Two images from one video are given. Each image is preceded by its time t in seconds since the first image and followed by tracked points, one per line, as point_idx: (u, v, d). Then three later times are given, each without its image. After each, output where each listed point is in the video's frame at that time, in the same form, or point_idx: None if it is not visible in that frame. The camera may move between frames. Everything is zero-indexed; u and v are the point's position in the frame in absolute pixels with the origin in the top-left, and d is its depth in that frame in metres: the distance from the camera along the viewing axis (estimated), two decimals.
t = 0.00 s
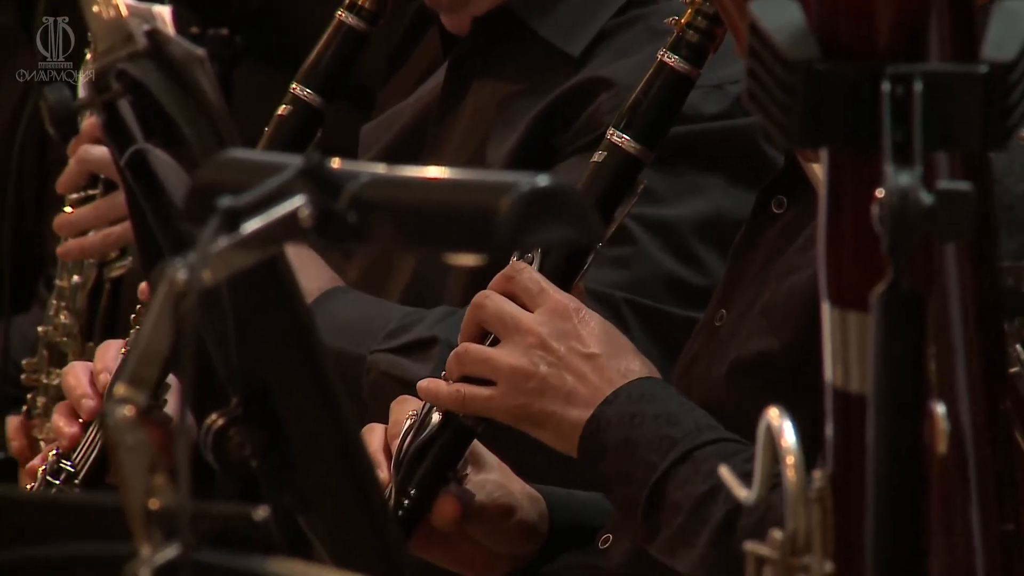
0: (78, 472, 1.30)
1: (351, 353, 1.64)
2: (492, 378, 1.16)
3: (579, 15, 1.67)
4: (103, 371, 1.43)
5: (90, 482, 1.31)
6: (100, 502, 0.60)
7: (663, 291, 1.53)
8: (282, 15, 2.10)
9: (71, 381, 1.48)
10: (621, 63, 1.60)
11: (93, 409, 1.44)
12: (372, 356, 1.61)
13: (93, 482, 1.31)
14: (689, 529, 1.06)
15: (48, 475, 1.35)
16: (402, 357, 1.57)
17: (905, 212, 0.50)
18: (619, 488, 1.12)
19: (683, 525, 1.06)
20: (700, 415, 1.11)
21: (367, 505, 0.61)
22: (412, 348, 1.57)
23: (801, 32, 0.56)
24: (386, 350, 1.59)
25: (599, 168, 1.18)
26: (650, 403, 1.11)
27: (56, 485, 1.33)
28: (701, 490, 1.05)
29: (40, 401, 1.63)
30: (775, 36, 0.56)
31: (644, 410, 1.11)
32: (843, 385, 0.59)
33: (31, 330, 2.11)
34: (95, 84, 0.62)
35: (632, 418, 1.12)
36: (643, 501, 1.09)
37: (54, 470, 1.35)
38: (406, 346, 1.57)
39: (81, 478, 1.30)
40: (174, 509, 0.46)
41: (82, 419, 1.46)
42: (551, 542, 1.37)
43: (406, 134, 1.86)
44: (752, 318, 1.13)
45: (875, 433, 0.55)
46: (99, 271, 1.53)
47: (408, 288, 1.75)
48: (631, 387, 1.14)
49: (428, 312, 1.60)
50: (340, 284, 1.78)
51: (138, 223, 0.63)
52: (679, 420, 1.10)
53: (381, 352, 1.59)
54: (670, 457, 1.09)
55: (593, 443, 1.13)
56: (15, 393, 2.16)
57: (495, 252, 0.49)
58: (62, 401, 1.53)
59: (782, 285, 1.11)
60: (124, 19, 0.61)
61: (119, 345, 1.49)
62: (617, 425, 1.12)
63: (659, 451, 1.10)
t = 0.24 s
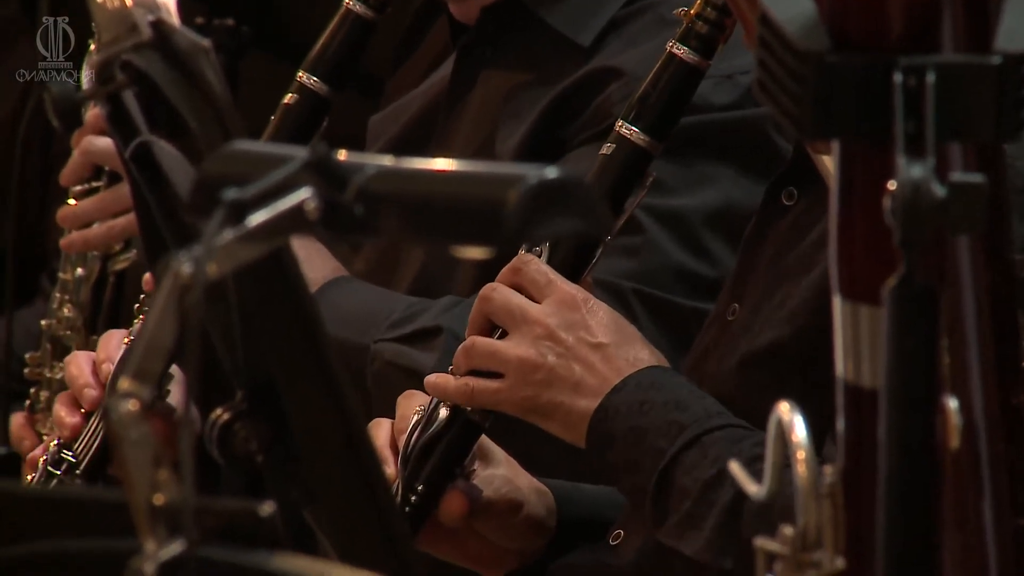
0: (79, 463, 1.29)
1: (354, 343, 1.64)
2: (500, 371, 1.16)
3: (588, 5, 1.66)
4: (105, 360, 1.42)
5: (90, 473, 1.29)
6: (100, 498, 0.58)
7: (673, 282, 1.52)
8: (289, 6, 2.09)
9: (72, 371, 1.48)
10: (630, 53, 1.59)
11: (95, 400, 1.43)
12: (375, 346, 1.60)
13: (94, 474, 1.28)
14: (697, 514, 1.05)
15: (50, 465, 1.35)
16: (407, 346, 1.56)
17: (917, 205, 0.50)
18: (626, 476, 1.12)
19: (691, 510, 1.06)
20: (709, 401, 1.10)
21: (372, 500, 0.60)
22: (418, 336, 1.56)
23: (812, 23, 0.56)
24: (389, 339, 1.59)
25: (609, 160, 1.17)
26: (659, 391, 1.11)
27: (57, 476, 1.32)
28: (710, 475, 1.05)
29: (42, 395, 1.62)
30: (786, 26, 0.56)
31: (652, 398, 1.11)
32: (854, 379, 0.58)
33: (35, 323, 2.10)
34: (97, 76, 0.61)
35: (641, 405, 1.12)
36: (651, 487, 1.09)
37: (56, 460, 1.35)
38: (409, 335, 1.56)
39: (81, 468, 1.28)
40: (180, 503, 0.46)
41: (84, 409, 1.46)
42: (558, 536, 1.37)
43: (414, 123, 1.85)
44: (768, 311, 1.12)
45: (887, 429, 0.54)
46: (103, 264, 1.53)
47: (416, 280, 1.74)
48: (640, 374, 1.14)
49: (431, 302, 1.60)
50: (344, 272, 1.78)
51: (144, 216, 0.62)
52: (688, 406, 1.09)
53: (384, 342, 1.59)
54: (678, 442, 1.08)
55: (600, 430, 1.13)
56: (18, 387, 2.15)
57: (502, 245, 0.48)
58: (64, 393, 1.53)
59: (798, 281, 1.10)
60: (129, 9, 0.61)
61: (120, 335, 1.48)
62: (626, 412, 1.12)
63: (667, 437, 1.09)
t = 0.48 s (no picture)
0: (74, 448, 1.28)
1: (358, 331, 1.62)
2: (507, 361, 1.15)
3: None
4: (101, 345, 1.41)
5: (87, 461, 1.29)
6: (99, 492, 0.57)
7: (677, 272, 1.52)
8: None
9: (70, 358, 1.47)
10: (635, 43, 1.59)
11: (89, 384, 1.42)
12: (375, 334, 1.60)
13: (89, 459, 1.29)
14: (701, 494, 1.05)
15: (44, 450, 1.33)
16: (408, 334, 1.56)
17: (925, 195, 0.49)
18: (635, 461, 1.11)
19: (695, 492, 1.05)
20: (714, 386, 1.09)
21: (377, 486, 0.60)
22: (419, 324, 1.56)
23: (819, 13, 0.55)
24: (390, 327, 1.58)
25: (617, 150, 1.16)
26: (665, 375, 1.10)
27: (52, 461, 1.30)
28: (715, 453, 1.04)
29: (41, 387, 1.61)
30: (793, 17, 0.56)
31: (658, 381, 1.10)
32: (862, 372, 0.58)
33: (35, 315, 2.10)
34: (100, 65, 0.60)
35: (646, 390, 1.11)
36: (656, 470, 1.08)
37: (50, 445, 1.33)
38: (411, 322, 1.56)
39: (77, 454, 1.28)
40: (183, 496, 0.45)
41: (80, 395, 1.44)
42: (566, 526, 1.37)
43: (418, 110, 1.84)
44: (777, 303, 1.11)
45: (895, 423, 0.53)
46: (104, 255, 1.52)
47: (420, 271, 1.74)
48: (646, 361, 1.13)
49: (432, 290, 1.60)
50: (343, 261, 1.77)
51: (145, 207, 0.62)
52: (693, 390, 1.09)
53: (385, 330, 1.58)
54: (683, 425, 1.07)
55: (606, 418, 1.12)
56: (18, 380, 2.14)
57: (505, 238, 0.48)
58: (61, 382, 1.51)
59: (807, 271, 1.10)
60: None
61: (118, 321, 1.47)
62: (632, 398, 1.11)
63: (672, 421, 1.08)
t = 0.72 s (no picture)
0: (75, 439, 1.28)
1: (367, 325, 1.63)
2: (515, 355, 1.14)
3: None
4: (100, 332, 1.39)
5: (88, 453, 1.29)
6: (103, 486, 0.57)
7: (688, 269, 1.52)
8: None
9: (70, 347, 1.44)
10: (643, 33, 1.58)
11: (89, 371, 1.38)
12: (384, 330, 1.59)
13: (91, 451, 1.29)
14: (712, 498, 1.04)
15: (47, 441, 1.31)
16: (417, 331, 1.55)
17: (937, 186, 0.49)
18: (644, 459, 1.11)
19: (705, 494, 1.05)
20: (725, 386, 1.09)
21: (383, 481, 0.59)
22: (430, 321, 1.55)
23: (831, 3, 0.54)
24: (398, 324, 1.57)
25: (626, 141, 1.16)
26: (674, 373, 1.11)
27: (53, 452, 1.29)
28: (725, 457, 1.04)
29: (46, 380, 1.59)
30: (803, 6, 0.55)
31: (668, 381, 1.10)
32: (873, 365, 0.57)
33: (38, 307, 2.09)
34: (105, 56, 0.60)
35: (656, 389, 1.10)
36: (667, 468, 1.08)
37: (53, 436, 1.31)
38: (421, 320, 1.55)
39: (79, 445, 1.28)
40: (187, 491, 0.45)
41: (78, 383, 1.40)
42: (575, 522, 1.37)
43: (424, 100, 1.84)
44: (785, 297, 1.10)
45: (906, 417, 0.53)
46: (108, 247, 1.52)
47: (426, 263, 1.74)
48: (656, 358, 1.13)
49: (441, 283, 1.59)
50: (349, 249, 1.76)
51: (149, 199, 0.62)
52: (704, 389, 1.08)
53: (394, 326, 1.57)
54: (695, 425, 1.07)
55: (615, 415, 1.12)
56: (21, 372, 2.13)
57: (514, 230, 0.47)
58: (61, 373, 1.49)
59: (816, 265, 1.09)
60: None
61: (120, 310, 1.45)
62: (640, 396, 1.11)
63: (682, 421, 1.08)
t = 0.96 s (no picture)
0: (82, 436, 1.28)
1: (377, 324, 1.62)
2: (524, 346, 1.14)
3: None
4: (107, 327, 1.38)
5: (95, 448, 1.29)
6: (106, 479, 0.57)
7: (697, 261, 1.51)
8: None
9: (76, 342, 1.43)
10: (651, 24, 1.57)
11: (95, 366, 1.38)
12: (395, 329, 1.59)
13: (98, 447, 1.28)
14: (725, 492, 1.04)
15: (54, 437, 1.32)
16: (429, 331, 1.55)
17: (948, 178, 0.48)
18: (654, 450, 1.10)
19: (718, 488, 1.04)
20: (737, 377, 1.08)
21: (391, 481, 0.59)
22: (439, 320, 1.55)
23: None
24: (408, 323, 1.57)
25: (634, 133, 1.15)
26: (685, 364, 1.10)
27: (62, 448, 1.30)
28: (738, 451, 1.03)
29: (50, 373, 1.58)
30: None
31: (678, 372, 1.10)
32: (883, 357, 0.57)
33: (43, 299, 2.09)
34: (109, 47, 0.60)
35: (667, 380, 1.10)
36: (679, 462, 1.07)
37: (59, 432, 1.32)
38: (433, 319, 1.55)
39: (86, 441, 1.28)
40: (192, 484, 0.45)
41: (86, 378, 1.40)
42: (581, 517, 1.36)
43: (431, 91, 1.83)
44: (797, 289, 1.10)
45: (915, 409, 0.52)
46: (111, 238, 1.52)
47: (433, 255, 1.74)
48: (666, 348, 1.12)
49: (451, 282, 1.59)
50: (359, 248, 1.77)
51: (154, 190, 0.61)
52: (715, 381, 1.08)
53: (404, 325, 1.57)
54: (707, 418, 1.07)
55: (628, 401, 1.12)
56: (25, 365, 2.13)
57: (523, 221, 0.47)
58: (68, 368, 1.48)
59: (827, 258, 1.08)
60: None
61: (127, 303, 1.45)
62: (650, 386, 1.11)
63: (694, 413, 1.08)
